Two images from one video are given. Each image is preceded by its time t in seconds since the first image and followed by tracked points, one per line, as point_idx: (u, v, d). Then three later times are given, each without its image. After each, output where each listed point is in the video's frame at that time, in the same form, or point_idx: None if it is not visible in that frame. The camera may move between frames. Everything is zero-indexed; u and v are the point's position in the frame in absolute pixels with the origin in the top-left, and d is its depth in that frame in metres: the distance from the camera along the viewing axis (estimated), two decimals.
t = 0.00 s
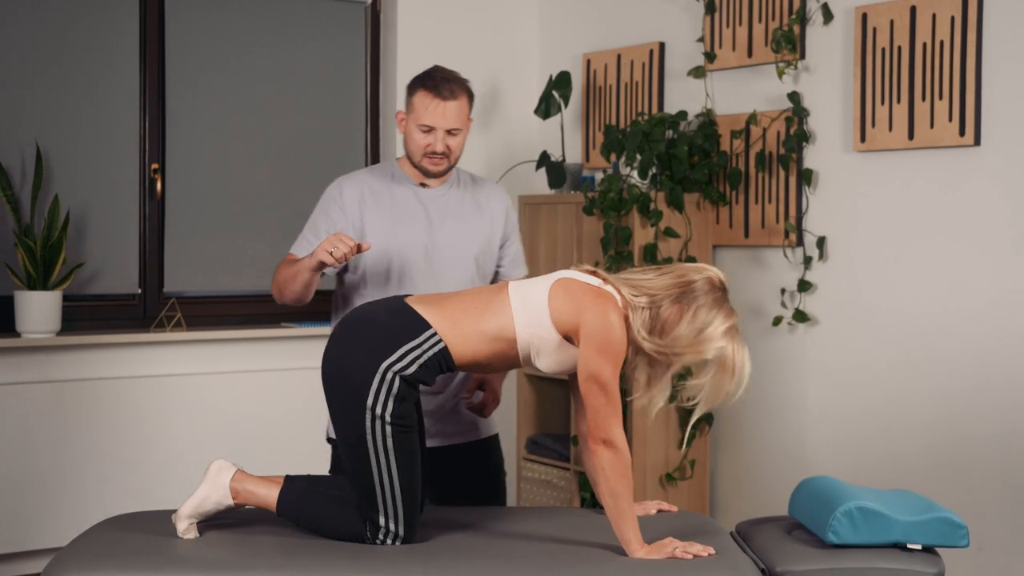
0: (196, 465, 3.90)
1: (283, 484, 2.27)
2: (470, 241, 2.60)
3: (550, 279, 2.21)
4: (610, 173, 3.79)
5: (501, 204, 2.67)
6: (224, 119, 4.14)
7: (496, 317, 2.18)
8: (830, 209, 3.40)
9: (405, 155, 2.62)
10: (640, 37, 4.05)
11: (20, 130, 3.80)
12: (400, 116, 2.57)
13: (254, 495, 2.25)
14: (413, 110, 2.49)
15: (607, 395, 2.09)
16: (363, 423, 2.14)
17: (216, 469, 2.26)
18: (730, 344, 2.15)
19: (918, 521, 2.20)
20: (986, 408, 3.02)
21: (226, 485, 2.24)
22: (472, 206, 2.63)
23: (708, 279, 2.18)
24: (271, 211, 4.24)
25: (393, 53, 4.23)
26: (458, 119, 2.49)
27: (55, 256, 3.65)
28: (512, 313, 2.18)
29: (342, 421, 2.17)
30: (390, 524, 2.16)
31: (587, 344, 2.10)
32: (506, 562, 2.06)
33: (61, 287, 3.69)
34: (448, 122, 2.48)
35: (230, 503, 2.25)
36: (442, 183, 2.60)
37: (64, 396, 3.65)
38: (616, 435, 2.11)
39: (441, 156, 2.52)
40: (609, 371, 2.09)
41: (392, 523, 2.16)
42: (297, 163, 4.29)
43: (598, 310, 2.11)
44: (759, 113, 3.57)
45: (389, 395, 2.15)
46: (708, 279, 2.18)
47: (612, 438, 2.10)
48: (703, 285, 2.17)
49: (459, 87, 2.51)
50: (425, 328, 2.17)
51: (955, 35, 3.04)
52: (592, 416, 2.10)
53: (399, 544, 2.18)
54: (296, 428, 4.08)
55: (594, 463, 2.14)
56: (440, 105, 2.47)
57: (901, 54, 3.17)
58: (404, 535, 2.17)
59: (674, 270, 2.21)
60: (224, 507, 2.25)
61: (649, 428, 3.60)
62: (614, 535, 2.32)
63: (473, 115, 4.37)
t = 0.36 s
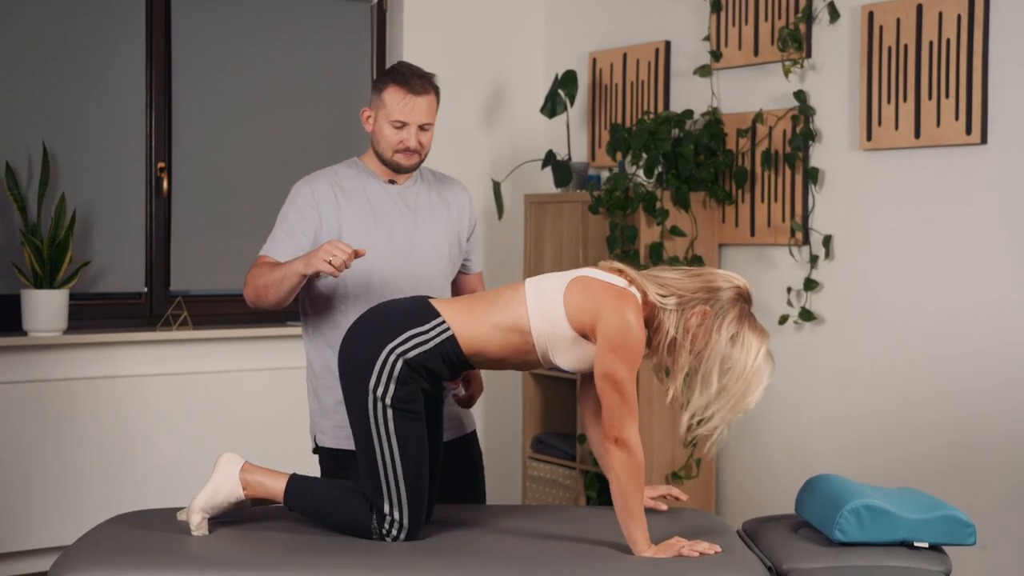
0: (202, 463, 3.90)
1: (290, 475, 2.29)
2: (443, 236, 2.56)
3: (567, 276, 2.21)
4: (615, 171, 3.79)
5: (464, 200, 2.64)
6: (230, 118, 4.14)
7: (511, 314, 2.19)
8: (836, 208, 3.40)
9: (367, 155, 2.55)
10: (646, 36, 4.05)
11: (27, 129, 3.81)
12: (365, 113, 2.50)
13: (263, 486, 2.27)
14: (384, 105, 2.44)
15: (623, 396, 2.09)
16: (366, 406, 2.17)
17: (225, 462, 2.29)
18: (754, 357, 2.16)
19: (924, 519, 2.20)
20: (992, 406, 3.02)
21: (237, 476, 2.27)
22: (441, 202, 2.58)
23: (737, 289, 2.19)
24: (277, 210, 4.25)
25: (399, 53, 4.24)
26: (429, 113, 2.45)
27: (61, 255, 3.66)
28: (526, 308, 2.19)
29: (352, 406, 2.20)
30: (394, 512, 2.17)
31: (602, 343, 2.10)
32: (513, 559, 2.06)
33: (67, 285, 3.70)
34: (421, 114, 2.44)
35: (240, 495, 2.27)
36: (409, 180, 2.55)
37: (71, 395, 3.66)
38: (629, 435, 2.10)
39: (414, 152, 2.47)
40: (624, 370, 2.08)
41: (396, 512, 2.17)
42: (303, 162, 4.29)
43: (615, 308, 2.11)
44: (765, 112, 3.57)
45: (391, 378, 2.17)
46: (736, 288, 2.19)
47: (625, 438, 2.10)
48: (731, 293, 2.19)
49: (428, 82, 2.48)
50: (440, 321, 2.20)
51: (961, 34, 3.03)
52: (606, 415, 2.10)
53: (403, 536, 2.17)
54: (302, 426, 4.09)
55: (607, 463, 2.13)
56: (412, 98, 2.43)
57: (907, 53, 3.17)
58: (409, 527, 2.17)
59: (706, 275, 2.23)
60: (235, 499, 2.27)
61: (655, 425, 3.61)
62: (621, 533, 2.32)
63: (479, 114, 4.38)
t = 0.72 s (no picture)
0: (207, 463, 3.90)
1: (286, 477, 2.26)
2: (438, 236, 2.54)
3: (582, 277, 2.22)
4: (621, 171, 3.79)
5: (455, 198, 2.62)
6: (235, 118, 4.15)
7: (526, 313, 2.20)
8: (843, 208, 3.40)
9: (358, 154, 2.51)
10: (651, 36, 4.05)
11: (34, 129, 3.82)
12: (358, 111, 2.46)
13: (256, 488, 2.26)
14: (382, 102, 2.40)
15: (636, 393, 2.10)
16: (380, 390, 2.17)
17: (221, 464, 2.28)
18: (770, 368, 2.16)
19: (931, 520, 2.19)
20: (1000, 408, 3.01)
21: (229, 481, 2.26)
22: (434, 201, 2.56)
23: (751, 299, 2.20)
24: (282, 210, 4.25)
25: (404, 53, 4.24)
26: (425, 110, 2.43)
27: (67, 255, 3.66)
28: (541, 307, 2.20)
29: (363, 395, 2.20)
30: (397, 502, 2.15)
31: (617, 341, 2.10)
32: (519, 559, 2.06)
33: (73, 285, 3.70)
34: (418, 112, 2.41)
35: (231, 500, 2.26)
36: (402, 179, 2.52)
37: (75, 394, 3.67)
38: (639, 433, 2.11)
39: (411, 149, 2.44)
40: (637, 367, 2.09)
41: (399, 502, 2.15)
42: (308, 162, 4.30)
43: (630, 307, 2.11)
44: (771, 112, 3.57)
45: (407, 362, 2.18)
46: (750, 298, 2.20)
47: (634, 436, 2.11)
48: (744, 302, 2.19)
49: (424, 78, 2.45)
50: (457, 316, 2.21)
51: (967, 34, 3.03)
52: (617, 413, 2.11)
53: (405, 528, 2.15)
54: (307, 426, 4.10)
55: (615, 460, 2.14)
56: (409, 95, 2.40)
57: (914, 53, 3.16)
58: (412, 518, 2.15)
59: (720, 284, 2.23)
60: (226, 503, 2.26)
61: (661, 425, 3.61)
62: (626, 533, 2.31)
63: (484, 114, 4.38)
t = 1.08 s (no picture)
0: (211, 462, 3.91)
1: (284, 500, 2.20)
2: (447, 237, 2.54)
3: (593, 281, 2.23)
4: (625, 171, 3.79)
5: (466, 201, 2.61)
6: (239, 119, 4.15)
7: (538, 321, 2.21)
8: (846, 207, 3.40)
9: (371, 151, 2.50)
10: (655, 36, 4.05)
11: (38, 129, 3.83)
12: (375, 107, 2.45)
13: (254, 513, 2.20)
14: (403, 98, 2.40)
15: (647, 392, 2.10)
16: (399, 414, 2.14)
17: (220, 487, 2.22)
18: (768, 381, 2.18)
19: (935, 519, 2.19)
20: (1004, 407, 3.01)
21: (227, 506, 2.20)
22: (445, 203, 2.56)
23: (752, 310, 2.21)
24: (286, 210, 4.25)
25: (408, 53, 4.24)
26: (443, 110, 2.43)
27: (71, 255, 3.67)
28: (555, 315, 2.21)
29: (376, 415, 2.16)
30: (406, 523, 2.14)
31: (631, 340, 2.11)
32: (524, 560, 2.07)
33: (77, 285, 3.71)
34: (438, 110, 2.41)
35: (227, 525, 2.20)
36: (413, 178, 2.51)
37: (79, 393, 3.67)
38: (650, 433, 2.11)
39: (427, 148, 2.44)
40: (650, 366, 2.10)
41: (408, 523, 2.14)
42: (312, 162, 4.30)
43: (645, 307, 2.13)
44: (774, 112, 3.57)
45: (430, 389, 2.15)
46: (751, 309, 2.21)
47: (644, 434, 2.11)
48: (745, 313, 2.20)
49: (446, 78, 2.45)
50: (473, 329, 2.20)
51: (970, 33, 3.03)
52: (627, 409, 2.11)
53: (412, 545, 2.15)
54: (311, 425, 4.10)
55: (622, 457, 2.14)
56: (429, 93, 2.40)
57: (917, 53, 3.16)
58: (417, 537, 2.15)
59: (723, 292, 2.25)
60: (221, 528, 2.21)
61: (664, 425, 3.61)
62: (630, 532, 2.31)
63: (488, 114, 4.38)
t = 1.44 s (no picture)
0: (217, 461, 3.91)
1: (292, 498, 2.20)
2: (458, 237, 2.53)
3: (592, 282, 2.23)
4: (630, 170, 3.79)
5: (478, 202, 2.60)
6: (244, 118, 4.15)
7: (538, 321, 2.21)
8: (853, 207, 3.40)
9: (383, 152, 2.50)
10: (661, 35, 4.05)
11: (44, 128, 3.83)
12: (391, 106, 2.45)
13: (263, 511, 2.20)
14: (420, 99, 2.40)
15: (649, 391, 2.10)
16: (395, 405, 2.15)
17: (227, 486, 2.22)
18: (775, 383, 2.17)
19: (943, 519, 2.19)
20: (1011, 407, 3.00)
21: (235, 503, 2.21)
22: (456, 203, 2.55)
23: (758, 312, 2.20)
24: (291, 210, 4.26)
25: (413, 53, 4.25)
26: (459, 114, 2.44)
27: (77, 254, 3.67)
28: (555, 315, 2.21)
29: (376, 409, 2.17)
30: (410, 517, 2.13)
31: (630, 340, 2.11)
32: (532, 558, 2.07)
33: (83, 284, 3.71)
34: (454, 115, 2.42)
35: (235, 523, 2.21)
36: (425, 179, 2.51)
37: (85, 392, 3.68)
38: (653, 432, 2.10)
39: (440, 152, 2.44)
40: (651, 365, 2.09)
41: (411, 518, 2.13)
42: (318, 161, 4.30)
43: (643, 306, 2.12)
44: (781, 111, 3.57)
45: (425, 379, 2.15)
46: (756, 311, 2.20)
47: (646, 434, 2.10)
48: (751, 315, 2.19)
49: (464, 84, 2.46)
50: (473, 328, 2.21)
51: (977, 32, 3.03)
52: (628, 409, 2.10)
53: (418, 542, 2.14)
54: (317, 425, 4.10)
55: (627, 457, 2.13)
56: (446, 96, 2.41)
57: (924, 52, 3.16)
58: (423, 533, 2.14)
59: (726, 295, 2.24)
60: (229, 527, 2.21)
61: (670, 425, 3.61)
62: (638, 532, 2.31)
63: (494, 113, 4.38)
